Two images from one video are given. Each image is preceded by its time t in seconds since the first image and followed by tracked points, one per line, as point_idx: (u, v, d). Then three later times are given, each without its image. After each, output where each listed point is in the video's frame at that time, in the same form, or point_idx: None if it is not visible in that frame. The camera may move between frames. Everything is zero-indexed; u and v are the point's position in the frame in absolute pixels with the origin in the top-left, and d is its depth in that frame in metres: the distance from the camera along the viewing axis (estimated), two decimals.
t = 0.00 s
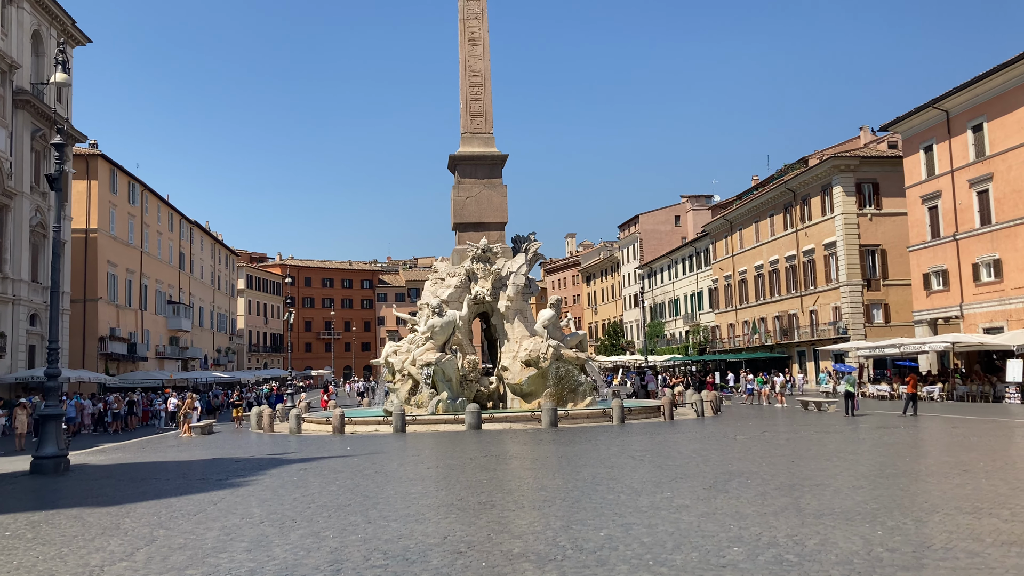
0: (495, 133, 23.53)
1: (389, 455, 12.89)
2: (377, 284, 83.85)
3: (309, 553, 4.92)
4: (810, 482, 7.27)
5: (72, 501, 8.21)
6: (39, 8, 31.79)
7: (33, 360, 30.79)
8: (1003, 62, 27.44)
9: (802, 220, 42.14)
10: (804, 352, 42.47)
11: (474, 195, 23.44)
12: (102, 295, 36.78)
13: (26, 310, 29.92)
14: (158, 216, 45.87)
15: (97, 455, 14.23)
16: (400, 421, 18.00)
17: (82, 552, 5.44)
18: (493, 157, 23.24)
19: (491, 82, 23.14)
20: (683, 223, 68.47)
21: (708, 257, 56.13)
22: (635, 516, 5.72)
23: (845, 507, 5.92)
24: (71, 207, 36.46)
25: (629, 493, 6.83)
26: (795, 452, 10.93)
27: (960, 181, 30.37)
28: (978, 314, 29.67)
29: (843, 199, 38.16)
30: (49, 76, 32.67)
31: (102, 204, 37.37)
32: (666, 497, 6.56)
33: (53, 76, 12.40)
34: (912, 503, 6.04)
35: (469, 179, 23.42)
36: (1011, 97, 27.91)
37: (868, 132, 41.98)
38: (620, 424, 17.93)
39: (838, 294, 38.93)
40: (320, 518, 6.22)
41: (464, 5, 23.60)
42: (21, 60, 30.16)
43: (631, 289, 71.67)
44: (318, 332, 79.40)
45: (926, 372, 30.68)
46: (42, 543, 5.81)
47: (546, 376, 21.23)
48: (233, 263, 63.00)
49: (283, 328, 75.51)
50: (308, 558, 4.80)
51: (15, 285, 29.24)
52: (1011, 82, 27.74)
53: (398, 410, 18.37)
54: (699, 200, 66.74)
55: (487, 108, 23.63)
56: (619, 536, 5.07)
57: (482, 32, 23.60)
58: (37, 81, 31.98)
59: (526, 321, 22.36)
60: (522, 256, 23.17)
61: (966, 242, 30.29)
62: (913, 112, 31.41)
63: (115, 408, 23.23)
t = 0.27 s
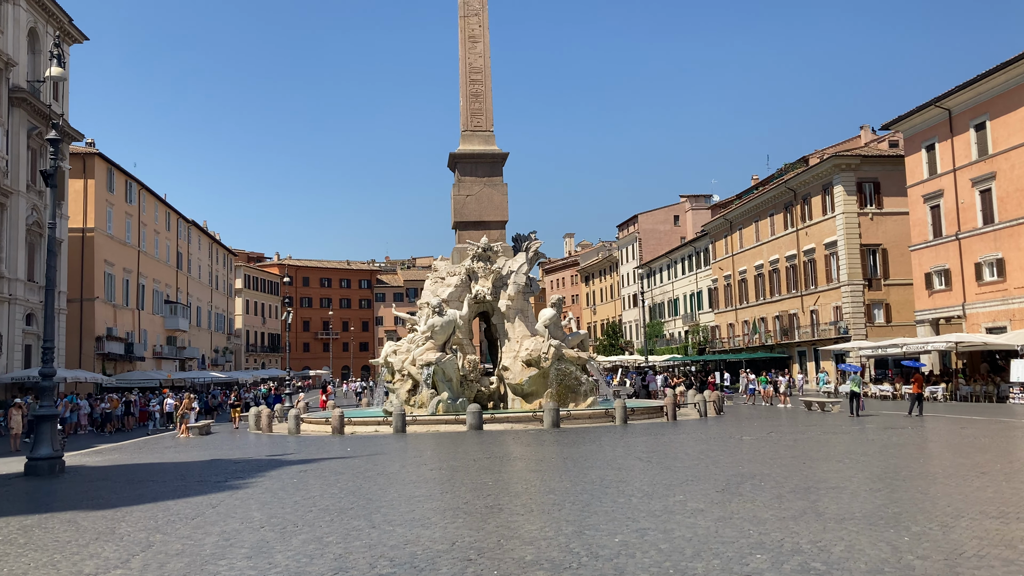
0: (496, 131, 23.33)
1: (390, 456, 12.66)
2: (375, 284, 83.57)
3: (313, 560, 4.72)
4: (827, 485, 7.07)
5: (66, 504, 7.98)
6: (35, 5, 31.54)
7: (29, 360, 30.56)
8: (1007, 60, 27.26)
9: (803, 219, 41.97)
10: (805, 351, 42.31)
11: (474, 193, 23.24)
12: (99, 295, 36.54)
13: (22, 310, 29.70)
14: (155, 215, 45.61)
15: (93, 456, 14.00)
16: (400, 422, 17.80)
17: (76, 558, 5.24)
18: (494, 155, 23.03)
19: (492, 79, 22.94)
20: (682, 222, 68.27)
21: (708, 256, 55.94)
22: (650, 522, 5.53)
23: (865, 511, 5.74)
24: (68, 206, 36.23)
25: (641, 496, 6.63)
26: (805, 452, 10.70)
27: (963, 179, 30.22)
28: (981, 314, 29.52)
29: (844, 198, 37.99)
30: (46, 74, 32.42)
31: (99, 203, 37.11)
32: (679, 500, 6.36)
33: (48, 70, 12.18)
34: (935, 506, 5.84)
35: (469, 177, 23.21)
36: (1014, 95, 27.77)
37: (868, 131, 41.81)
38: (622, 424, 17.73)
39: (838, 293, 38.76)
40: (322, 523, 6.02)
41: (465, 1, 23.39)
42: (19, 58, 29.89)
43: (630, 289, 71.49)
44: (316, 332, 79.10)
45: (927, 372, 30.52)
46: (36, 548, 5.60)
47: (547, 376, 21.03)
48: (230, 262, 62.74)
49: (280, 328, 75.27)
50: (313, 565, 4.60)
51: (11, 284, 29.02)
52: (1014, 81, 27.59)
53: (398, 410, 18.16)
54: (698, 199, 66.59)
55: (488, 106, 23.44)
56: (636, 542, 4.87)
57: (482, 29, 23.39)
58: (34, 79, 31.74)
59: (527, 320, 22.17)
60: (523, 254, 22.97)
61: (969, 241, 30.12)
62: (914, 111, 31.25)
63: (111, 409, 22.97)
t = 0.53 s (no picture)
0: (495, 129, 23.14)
1: (390, 457, 12.48)
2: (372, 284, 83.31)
3: (313, 568, 4.53)
4: (840, 487, 6.89)
5: (59, 508, 7.78)
6: (30, 2, 31.29)
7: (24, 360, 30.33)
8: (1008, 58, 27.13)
9: (802, 219, 41.84)
10: (804, 352, 42.18)
11: (473, 192, 23.07)
12: (94, 294, 36.30)
13: (17, 309, 29.47)
14: (151, 215, 45.35)
15: (88, 457, 13.80)
16: (399, 422, 17.62)
17: (66, 565, 5.05)
18: (493, 154, 22.85)
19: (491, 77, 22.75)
20: (681, 222, 68.10)
21: (706, 256, 55.79)
22: (660, 527, 5.35)
23: (882, 515, 5.56)
24: (64, 205, 35.98)
25: (650, 499, 6.44)
26: (813, 452, 10.52)
27: (963, 179, 30.10)
28: (981, 314, 29.38)
29: (843, 198, 37.86)
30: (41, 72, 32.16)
31: (95, 202, 36.86)
32: (689, 504, 6.18)
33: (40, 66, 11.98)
34: (956, 510, 5.66)
35: (468, 175, 23.03)
36: (1015, 94, 27.65)
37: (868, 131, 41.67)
38: (623, 425, 17.54)
39: (838, 293, 38.63)
40: (322, 528, 5.82)
41: None
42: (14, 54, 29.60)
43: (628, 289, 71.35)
44: (312, 332, 78.84)
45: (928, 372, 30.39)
46: (24, 555, 5.41)
47: (547, 376, 20.85)
48: (227, 262, 62.48)
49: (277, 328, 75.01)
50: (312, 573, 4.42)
51: (5, 283, 28.78)
52: (1015, 79, 27.47)
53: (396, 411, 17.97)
54: (696, 199, 66.46)
55: (487, 104, 23.25)
56: (649, 549, 4.68)
57: (481, 27, 23.20)
58: (29, 77, 31.48)
59: (526, 320, 21.99)
60: (523, 253, 22.79)
61: (969, 241, 29.98)
62: (915, 110, 31.13)
63: (107, 409, 22.76)
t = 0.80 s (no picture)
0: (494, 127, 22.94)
1: (390, 457, 12.28)
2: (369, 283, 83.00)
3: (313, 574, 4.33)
4: (855, 489, 6.70)
5: (50, 510, 7.57)
6: None
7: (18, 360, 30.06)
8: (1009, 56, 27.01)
9: (801, 218, 41.69)
10: (802, 351, 42.04)
11: (472, 190, 22.86)
12: (89, 293, 36.01)
13: (11, 308, 29.20)
14: (146, 213, 45.04)
15: (82, 458, 13.57)
16: (398, 422, 17.43)
17: (56, 571, 4.84)
18: (492, 151, 22.64)
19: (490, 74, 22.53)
20: (678, 221, 67.90)
21: (704, 256, 55.63)
22: (674, 530, 5.16)
23: (904, 517, 5.37)
24: (59, 203, 35.69)
25: (661, 501, 6.25)
26: (821, 452, 10.32)
27: (964, 177, 29.98)
28: (982, 313, 29.25)
29: (842, 197, 37.73)
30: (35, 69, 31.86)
31: (90, 200, 36.54)
32: (702, 506, 5.99)
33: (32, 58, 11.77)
34: (980, 512, 5.47)
35: (467, 173, 22.83)
36: (1016, 92, 27.52)
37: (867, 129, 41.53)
38: (624, 424, 17.34)
39: (837, 293, 38.50)
40: (322, 532, 5.63)
41: None
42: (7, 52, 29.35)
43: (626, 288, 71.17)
44: (309, 332, 78.53)
45: (928, 372, 30.25)
46: (13, 560, 5.21)
47: (546, 375, 20.65)
48: (223, 262, 62.14)
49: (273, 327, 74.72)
50: None
51: None
52: (1016, 77, 27.33)
53: (394, 410, 17.77)
54: (694, 198, 66.31)
55: (486, 101, 23.05)
56: (667, 554, 4.48)
57: (480, 23, 23.00)
58: (23, 73, 31.17)
59: (526, 319, 21.83)
60: (522, 252, 22.60)
61: (970, 240, 29.85)
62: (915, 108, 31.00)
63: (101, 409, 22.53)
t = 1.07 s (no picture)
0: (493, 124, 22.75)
1: (390, 458, 12.08)
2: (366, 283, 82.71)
3: None
4: (873, 492, 6.51)
5: (44, 513, 7.36)
6: None
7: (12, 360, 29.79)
8: (1010, 55, 26.88)
9: (800, 217, 41.56)
10: (801, 351, 41.92)
11: (471, 188, 22.66)
12: (85, 293, 35.74)
13: (5, 308, 28.93)
14: (142, 212, 44.79)
15: (76, 459, 13.36)
16: (397, 422, 17.23)
17: None
18: (491, 149, 22.45)
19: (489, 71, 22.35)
20: (676, 221, 67.77)
21: (702, 255, 55.47)
22: (691, 535, 4.98)
23: (928, 521, 5.20)
24: (54, 202, 35.42)
25: (675, 504, 6.07)
26: (830, 454, 10.11)
27: (964, 177, 29.87)
28: (983, 313, 29.12)
29: (842, 196, 37.60)
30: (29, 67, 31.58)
31: (85, 199, 36.26)
32: (716, 509, 5.82)
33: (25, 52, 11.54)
34: (1005, 516, 5.31)
35: (466, 171, 22.63)
36: (1017, 91, 27.41)
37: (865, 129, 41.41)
38: (626, 425, 17.18)
39: (836, 292, 38.37)
40: (325, 537, 5.44)
41: None
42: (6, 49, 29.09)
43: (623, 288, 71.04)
44: (305, 331, 78.24)
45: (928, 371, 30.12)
46: (5, 566, 5.02)
47: (546, 375, 20.48)
48: (219, 261, 61.87)
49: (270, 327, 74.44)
50: None
51: None
52: (1017, 76, 27.22)
53: (394, 410, 17.57)
54: (691, 198, 66.20)
55: (486, 98, 22.86)
56: (688, 559, 4.31)
57: (479, 20, 22.80)
58: (17, 71, 30.90)
59: (525, 318, 21.66)
60: (521, 251, 22.41)
61: (970, 239, 29.72)
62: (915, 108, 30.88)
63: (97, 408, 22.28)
